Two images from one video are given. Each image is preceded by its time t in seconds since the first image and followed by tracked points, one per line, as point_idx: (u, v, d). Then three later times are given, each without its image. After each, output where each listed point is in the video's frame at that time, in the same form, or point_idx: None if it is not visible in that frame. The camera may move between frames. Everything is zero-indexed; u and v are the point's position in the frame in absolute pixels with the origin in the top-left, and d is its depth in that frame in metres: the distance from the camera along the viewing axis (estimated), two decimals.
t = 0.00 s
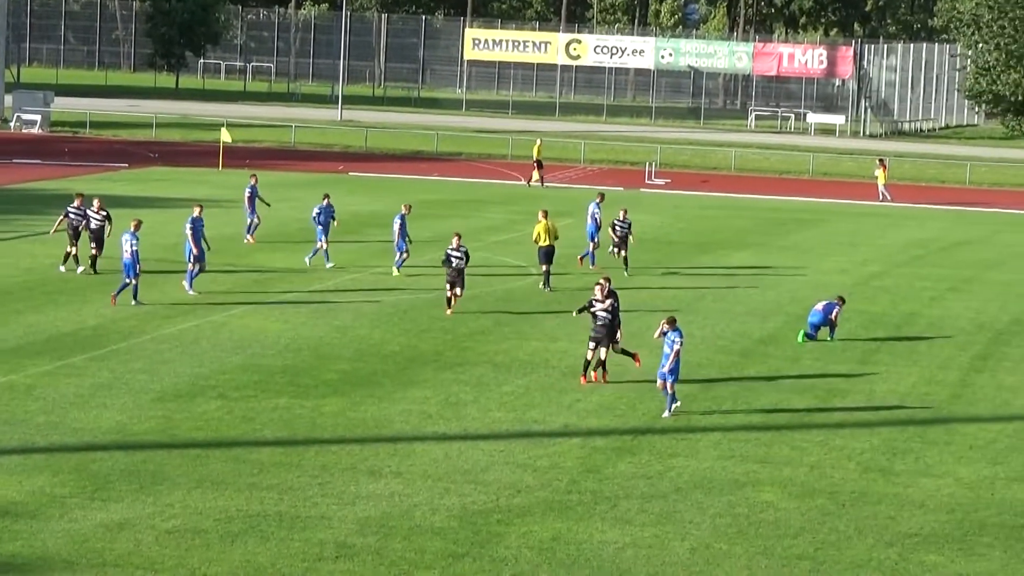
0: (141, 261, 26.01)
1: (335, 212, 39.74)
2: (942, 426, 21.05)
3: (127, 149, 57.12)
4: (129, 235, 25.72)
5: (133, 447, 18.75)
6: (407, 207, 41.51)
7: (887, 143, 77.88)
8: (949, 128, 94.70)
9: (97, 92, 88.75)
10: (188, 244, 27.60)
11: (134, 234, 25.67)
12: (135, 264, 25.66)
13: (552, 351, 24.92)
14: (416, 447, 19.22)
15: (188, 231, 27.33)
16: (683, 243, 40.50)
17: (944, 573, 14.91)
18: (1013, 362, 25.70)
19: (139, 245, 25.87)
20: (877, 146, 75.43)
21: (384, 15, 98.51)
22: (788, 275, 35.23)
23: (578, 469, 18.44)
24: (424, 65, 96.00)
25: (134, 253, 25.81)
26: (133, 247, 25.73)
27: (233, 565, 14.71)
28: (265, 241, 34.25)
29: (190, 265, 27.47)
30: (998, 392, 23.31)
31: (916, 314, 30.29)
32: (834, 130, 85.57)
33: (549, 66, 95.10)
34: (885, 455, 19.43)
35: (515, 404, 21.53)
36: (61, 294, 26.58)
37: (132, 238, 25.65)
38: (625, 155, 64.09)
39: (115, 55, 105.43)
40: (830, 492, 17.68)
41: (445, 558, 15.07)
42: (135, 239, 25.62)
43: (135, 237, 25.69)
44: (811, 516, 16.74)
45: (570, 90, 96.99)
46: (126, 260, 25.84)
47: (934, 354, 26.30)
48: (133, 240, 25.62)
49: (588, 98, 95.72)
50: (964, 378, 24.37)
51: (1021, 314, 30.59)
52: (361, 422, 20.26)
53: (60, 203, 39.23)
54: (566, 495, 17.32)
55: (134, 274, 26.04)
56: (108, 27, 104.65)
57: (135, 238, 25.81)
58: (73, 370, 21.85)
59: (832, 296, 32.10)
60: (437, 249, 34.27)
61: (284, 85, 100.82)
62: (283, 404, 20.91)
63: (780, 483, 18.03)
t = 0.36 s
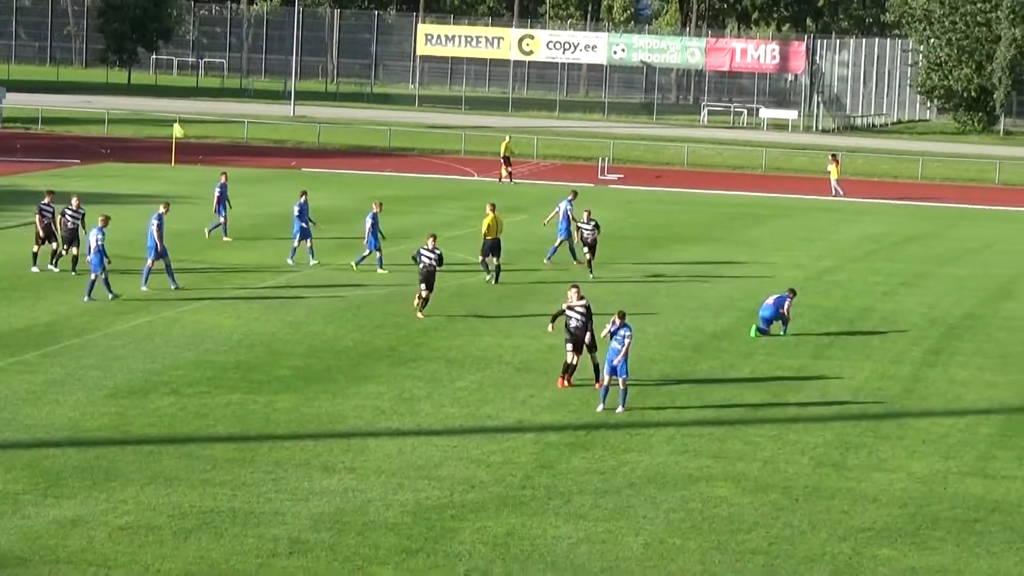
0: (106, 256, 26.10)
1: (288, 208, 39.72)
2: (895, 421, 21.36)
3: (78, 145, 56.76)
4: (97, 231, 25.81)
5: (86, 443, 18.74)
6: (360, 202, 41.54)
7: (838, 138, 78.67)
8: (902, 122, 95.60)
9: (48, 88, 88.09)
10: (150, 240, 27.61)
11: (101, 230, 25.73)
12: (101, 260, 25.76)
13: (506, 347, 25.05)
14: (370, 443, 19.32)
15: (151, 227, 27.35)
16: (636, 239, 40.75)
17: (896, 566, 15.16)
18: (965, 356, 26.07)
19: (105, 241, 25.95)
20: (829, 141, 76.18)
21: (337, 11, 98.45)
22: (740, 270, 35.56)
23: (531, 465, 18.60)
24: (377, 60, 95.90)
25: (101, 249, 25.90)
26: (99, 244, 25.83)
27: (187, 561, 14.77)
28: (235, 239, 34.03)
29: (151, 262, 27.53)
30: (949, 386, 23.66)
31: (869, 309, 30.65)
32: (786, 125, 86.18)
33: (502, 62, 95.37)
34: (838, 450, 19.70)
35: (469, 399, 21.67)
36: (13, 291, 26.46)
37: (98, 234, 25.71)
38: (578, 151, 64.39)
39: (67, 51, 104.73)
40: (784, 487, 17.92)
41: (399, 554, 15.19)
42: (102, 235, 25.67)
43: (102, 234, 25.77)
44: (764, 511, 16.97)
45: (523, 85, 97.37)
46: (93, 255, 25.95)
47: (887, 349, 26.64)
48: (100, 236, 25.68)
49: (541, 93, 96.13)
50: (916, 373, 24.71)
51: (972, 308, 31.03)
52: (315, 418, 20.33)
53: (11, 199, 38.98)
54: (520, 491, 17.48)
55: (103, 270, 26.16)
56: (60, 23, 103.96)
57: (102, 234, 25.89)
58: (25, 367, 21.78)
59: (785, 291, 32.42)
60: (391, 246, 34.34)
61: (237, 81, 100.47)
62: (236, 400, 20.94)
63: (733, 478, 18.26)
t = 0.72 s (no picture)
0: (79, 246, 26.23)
1: (244, 199, 39.66)
2: (849, 411, 21.64)
3: (31, 136, 56.39)
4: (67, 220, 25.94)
5: (40, 435, 18.70)
6: (316, 193, 41.51)
7: (794, 129, 79.01)
8: (857, 113, 96.18)
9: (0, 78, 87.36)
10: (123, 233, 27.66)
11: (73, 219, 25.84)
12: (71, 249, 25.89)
13: (464, 337, 25.18)
14: (326, 434, 19.39)
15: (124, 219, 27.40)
16: (592, 229, 40.91)
17: (850, 555, 15.40)
18: (919, 346, 26.42)
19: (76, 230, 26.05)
20: (785, 132, 76.63)
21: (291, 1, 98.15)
22: (696, 261, 35.83)
23: (488, 455, 18.74)
24: (331, 51, 95.47)
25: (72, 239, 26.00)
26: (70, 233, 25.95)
27: (142, 553, 14.81)
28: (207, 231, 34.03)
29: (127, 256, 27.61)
30: (904, 376, 23.96)
31: (824, 299, 30.96)
32: (742, 116, 86.60)
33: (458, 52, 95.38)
34: (793, 440, 19.96)
35: (426, 390, 21.78)
36: None
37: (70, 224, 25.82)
38: (534, 142, 64.55)
39: (19, 42, 103.90)
40: (740, 477, 18.15)
41: (356, 545, 15.29)
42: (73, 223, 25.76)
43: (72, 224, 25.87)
44: (720, 501, 17.18)
45: (478, 75, 97.23)
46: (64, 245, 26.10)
47: (842, 339, 26.94)
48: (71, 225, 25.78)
49: (497, 84, 96.08)
50: (870, 362, 25.03)
51: (926, 298, 31.43)
52: (271, 408, 20.38)
53: None
54: (476, 481, 17.62)
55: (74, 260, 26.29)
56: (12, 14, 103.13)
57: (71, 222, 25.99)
58: None
59: (740, 281, 32.68)
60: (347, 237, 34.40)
61: (192, 72, 100.01)
62: (192, 391, 20.96)
63: (689, 468, 18.47)
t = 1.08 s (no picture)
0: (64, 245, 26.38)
1: (211, 195, 39.57)
2: (817, 406, 21.82)
3: None
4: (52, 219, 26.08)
5: (7, 432, 18.65)
6: (284, 189, 41.47)
7: (761, 124, 79.34)
8: (824, 108, 96.59)
9: None
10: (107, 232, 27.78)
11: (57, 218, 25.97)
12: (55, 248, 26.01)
13: (432, 333, 25.23)
14: (294, 430, 19.42)
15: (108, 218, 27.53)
16: (560, 225, 41.02)
17: (817, 549, 15.56)
18: (886, 341, 26.64)
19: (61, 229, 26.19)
20: (752, 128, 76.96)
21: None
22: (663, 256, 35.98)
23: (457, 451, 18.82)
24: (298, 47, 95.31)
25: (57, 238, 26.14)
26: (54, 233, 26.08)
27: (111, 549, 14.82)
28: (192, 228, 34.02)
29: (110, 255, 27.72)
30: (871, 371, 24.18)
31: (791, 294, 31.17)
32: (709, 111, 86.94)
33: (425, 48, 95.39)
34: (761, 435, 20.12)
35: (394, 386, 21.84)
36: None
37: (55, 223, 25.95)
38: (502, 137, 64.62)
39: None
40: (707, 473, 18.29)
41: (325, 541, 15.33)
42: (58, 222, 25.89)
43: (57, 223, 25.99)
44: (688, 496, 17.31)
45: (445, 71, 97.27)
46: (49, 243, 26.26)
47: (810, 334, 27.14)
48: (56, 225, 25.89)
49: (465, 79, 96.11)
50: (837, 357, 25.23)
51: (893, 293, 31.68)
52: (239, 404, 20.39)
53: None
54: (444, 477, 17.70)
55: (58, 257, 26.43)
56: None
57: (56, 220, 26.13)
58: None
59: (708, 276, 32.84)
60: (315, 233, 34.38)
61: (158, 68, 99.65)
62: (160, 387, 20.95)
63: (657, 463, 18.61)
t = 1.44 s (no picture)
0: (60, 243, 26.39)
1: (187, 194, 39.43)
2: (793, 404, 21.92)
3: None
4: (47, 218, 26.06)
5: None
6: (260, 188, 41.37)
7: (738, 123, 79.52)
8: (801, 106, 96.90)
9: None
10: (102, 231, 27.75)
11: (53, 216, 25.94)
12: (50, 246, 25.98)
13: (408, 332, 25.22)
14: (272, 429, 19.40)
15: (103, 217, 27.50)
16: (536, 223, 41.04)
17: (794, 548, 15.63)
18: (863, 340, 26.76)
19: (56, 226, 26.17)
20: (729, 126, 77.16)
21: None
22: (640, 255, 36.03)
23: (434, 450, 18.82)
24: (275, 46, 95.19)
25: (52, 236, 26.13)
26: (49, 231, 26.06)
27: (87, 549, 14.79)
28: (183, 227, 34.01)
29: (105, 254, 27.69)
30: (848, 369, 24.29)
31: (768, 293, 31.26)
32: (685, 110, 87.15)
33: (401, 47, 95.43)
34: (738, 434, 20.19)
35: (371, 385, 21.83)
36: None
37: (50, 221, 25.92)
38: (478, 136, 64.61)
39: None
40: (685, 471, 18.35)
41: (302, 540, 15.33)
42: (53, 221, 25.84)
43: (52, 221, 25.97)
44: (665, 495, 17.37)
45: (422, 70, 97.16)
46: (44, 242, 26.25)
47: (787, 333, 27.23)
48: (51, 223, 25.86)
49: (441, 78, 96.13)
50: (814, 356, 25.34)
51: (869, 292, 31.82)
52: (216, 404, 20.35)
53: None
54: (422, 476, 17.72)
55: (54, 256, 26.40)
56: None
57: (51, 218, 26.10)
58: None
59: (685, 275, 32.92)
60: (292, 232, 34.31)
61: (135, 67, 99.36)
62: (137, 387, 20.89)
63: (635, 462, 18.67)
